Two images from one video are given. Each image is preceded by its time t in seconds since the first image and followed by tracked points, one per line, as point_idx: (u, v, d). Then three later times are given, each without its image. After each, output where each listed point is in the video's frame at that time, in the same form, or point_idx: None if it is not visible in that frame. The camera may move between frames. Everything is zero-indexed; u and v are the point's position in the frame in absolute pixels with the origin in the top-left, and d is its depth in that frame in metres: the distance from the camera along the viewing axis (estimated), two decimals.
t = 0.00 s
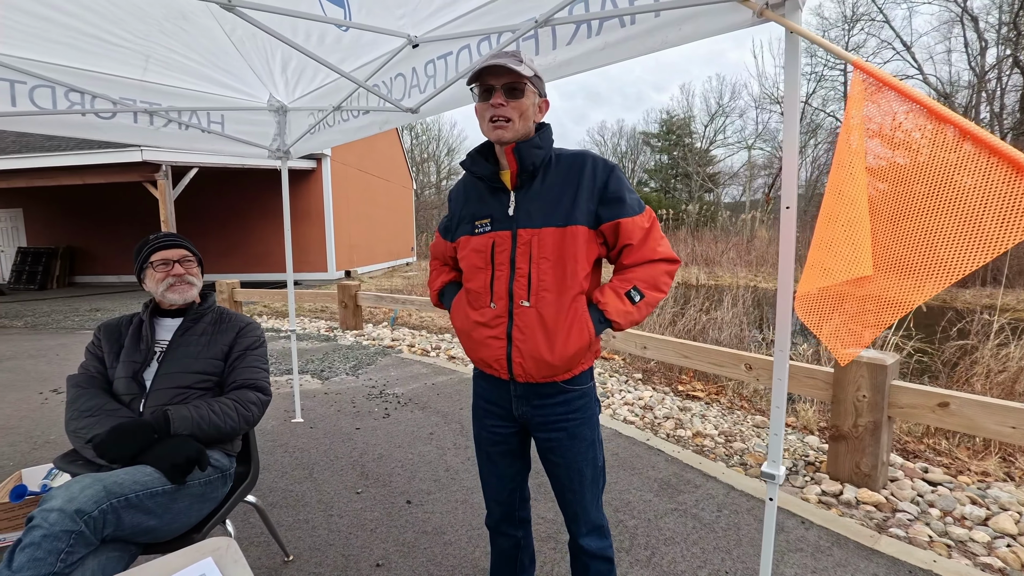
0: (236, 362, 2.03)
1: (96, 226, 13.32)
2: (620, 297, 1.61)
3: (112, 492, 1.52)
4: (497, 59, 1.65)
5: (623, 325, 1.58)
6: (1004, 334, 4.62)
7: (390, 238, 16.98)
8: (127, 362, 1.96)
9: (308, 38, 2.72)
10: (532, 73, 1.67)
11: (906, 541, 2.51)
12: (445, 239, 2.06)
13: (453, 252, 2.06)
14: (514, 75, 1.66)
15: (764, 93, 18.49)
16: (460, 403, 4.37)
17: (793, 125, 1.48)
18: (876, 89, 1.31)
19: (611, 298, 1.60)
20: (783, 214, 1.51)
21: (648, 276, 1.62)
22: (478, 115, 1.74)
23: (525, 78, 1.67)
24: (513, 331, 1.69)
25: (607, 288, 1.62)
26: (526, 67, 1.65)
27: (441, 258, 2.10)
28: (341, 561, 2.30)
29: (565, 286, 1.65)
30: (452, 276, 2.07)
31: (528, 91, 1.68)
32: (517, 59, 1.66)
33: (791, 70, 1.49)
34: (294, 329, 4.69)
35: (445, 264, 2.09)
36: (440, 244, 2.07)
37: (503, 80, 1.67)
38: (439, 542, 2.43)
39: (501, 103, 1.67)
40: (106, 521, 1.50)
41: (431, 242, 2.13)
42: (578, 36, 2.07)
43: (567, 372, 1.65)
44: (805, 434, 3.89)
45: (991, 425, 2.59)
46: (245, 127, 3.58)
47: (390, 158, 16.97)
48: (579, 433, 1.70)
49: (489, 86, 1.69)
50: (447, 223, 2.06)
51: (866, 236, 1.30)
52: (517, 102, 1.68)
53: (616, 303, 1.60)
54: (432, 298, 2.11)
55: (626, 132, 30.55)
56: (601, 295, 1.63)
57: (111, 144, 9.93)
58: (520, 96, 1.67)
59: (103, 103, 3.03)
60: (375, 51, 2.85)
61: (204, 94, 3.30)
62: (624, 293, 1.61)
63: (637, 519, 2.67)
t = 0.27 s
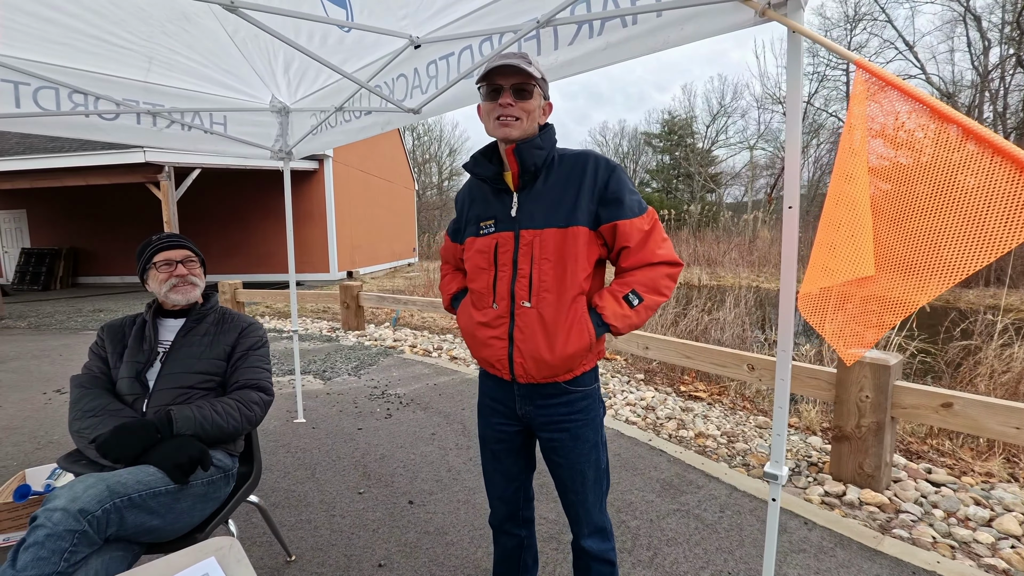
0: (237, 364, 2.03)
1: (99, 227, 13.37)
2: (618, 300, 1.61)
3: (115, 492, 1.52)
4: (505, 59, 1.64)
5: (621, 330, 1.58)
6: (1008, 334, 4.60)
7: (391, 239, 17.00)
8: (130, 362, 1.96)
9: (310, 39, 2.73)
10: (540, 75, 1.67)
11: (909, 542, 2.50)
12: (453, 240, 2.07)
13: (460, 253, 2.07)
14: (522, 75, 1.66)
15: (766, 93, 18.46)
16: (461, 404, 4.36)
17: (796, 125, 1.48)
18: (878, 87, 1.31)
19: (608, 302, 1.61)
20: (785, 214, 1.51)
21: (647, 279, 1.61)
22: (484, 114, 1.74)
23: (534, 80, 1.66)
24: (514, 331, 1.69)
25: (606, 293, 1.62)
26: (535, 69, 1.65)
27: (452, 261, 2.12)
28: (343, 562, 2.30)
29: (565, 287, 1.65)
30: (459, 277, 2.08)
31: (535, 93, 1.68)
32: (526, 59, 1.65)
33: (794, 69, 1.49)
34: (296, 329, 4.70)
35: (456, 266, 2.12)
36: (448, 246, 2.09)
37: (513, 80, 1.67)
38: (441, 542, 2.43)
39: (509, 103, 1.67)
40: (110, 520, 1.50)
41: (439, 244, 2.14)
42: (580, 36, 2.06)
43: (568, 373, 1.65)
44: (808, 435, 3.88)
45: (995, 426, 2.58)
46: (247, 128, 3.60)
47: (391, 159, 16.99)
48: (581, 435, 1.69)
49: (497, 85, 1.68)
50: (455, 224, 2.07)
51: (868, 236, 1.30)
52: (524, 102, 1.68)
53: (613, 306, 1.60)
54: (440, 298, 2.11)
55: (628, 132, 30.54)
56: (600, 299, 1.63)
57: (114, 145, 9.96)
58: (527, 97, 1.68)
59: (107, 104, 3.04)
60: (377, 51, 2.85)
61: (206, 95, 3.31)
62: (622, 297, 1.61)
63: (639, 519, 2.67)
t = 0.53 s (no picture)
0: (240, 363, 2.03)
1: (103, 228, 13.42)
2: (628, 302, 1.61)
3: (118, 491, 1.53)
4: (512, 62, 1.66)
5: (630, 330, 1.59)
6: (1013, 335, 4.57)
7: (394, 239, 17.02)
8: (133, 362, 1.96)
9: (313, 40, 2.74)
10: (546, 76, 1.69)
11: (913, 543, 2.49)
12: (464, 242, 2.08)
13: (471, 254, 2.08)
14: (529, 77, 1.68)
15: (769, 93, 18.42)
16: (464, 404, 4.37)
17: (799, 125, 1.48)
18: (881, 87, 1.31)
19: (618, 303, 1.61)
20: (789, 214, 1.50)
21: (657, 279, 1.61)
22: (492, 117, 1.75)
23: (540, 81, 1.68)
24: (525, 333, 1.70)
25: (616, 294, 1.63)
26: (541, 70, 1.67)
27: (463, 262, 2.13)
28: (346, 562, 2.31)
29: (575, 288, 1.65)
30: (470, 278, 2.09)
31: (542, 94, 1.69)
32: (532, 62, 1.67)
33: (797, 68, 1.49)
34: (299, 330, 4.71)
35: (467, 267, 2.12)
36: (459, 248, 2.10)
37: (519, 83, 1.69)
38: (443, 542, 2.43)
39: (516, 105, 1.69)
40: (113, 520, 1.51)
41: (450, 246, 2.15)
42: (582, 36, 2.06)
43: (579, 373, 1.66)
44: (812, 436, 3.87)
45: (1001, 427, 2.56)
46: (250, 129, 3.61)
47: (394, 160, 17.01)
48: (591, 433, 1.69)
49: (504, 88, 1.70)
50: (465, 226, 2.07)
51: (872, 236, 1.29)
52: (531, 104, 1.69)
53: (623, 308, 1.61)
54: (452, 300, 2.11)
55: (631, 132, 30.53)
56: (609, 299, 1.63)
57: (118, 146, 10.00)
58: (535, 99, 1.69)
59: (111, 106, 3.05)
60: (380, 52, 2.86)
61: (210, 96, 3.33)
62: (632, 297, 1.61)
63: (642, 520, 2.66)
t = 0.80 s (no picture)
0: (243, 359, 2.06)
1: (109, 229, 13.50)
2: (647, 298, 1.61)
3: (123, 490, 1.53)
4: (527, 69, 1.65)
5: (651, 326, 1.59)
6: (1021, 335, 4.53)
7: (398, 240, 17.06)
8: (138, 362, 1.98)
9: (318, 41, 2.75)
10: (560, 82, 1.67)
11: (920, 545, 2.47)
12: (475, 244, 2.08)
13: (482, 255, 2.06)
14: (543, 84, 1.66)
15: (773, 92, 18.35)
16: (468, 404, 4.37)
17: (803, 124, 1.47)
18: (888, 85, 1.29)
19: (638, 299, 1.61)
20: (792, 213, 1.49)
21: (676, 275, 1.61)
22: (506, 123, 1.74)
23: (555, 88, 1.66)
24: (543, 333, 1.71)
25: (635, 289, 1.63)
26: (556, 77, 1.65)
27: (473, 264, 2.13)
28: (350, 561, 2.31)
29: (593, 287, 1.66)
30: (483, 280, 2.09)
31: (556, 99, 1.68)
32: (546, 67, 1.65)
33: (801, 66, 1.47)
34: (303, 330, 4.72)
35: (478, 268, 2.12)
36: (470, 249, 2.09)
37: (534, 89, 1.67)
38: (447, 542, 2.43)
39: (531, 112, 1.68)
40: (118, 519, 1.51)
41: (460, 247, 2.13)
42: (585, 36, 2.06)
43: (599, 372, 1.67)
44: (817, 437, 3.84)
45: (1008, 428, 2.54)
46: (255, 129, 3.62)
47: (398, 160, 17.04)
48: (608, 433, 1.70)
49: (518, 93, 1.68)
50: (476, 228, 2.07)
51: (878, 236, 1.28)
52: (545, 110, 1.68)
53: (643, 304, 1.61)
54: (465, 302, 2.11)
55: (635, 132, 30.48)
56: (628, 296, 1.64)
57: (124, 148, 10.07)
58: (550, 105, 1.68)
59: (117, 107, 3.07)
60: (384, 53, 2.87)
61: (215, 97, 3.34)
62: (651, 294, 1.61)
63: (646, 521, 2.66)
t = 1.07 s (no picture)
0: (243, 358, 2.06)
1: (113, 230, 13.57)
2: (665, 296, 1.61)
3: (125, 489, 1.54)
4: (539, 68, 1.65)
5: (669, 325, 1.59)
6: None
7: (401, 240, 17.08)
8: (139, 362, 1.98)
9: (320, 42, 2.76)
10: (573, 79, 1.67)
11: (925, 547, 2.46)
12: (487, 245, 2.08)
13: (494, 256, 2.07)
14: (556, 82, 1.66)
15: (777, 91, 18.28)
16: (471, 404, 4.37)
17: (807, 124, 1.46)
18: (893, 84, 1.28)
19: (655, 298, 1.61)
20: (796, 212, 1.48)
21: (694, 273, 1.61)
22: (517, 123, 1.74)
23: (569, 85, 1.66)
24: (559, 335, 1.71)
25: (652, 289, 1.62)
26: (570, 74, 1.65)
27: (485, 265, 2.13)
28: (353, 561, 2.31)
29: (609, 288, 1.66)
30: (496, 281, 2.09)
31: (570, 97, 1.67)
32: (558, 65, 1.65)
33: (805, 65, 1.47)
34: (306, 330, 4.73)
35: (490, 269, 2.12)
36: (482, 250, 2.09)
37: (547, 87, 1.67)
38: (450, 542, 2.43)
39: (544, 111, 1.68)
40: (120, 518, 1.52)
41: (472, 248, 2.14)
42: (587, 35, 2.06)
43: (616, 374, 1.67)
44: (822, 437, 3.83)
45: (1014, 429, 2.52)
46: (258, 130, 3.63)
47: (401, 160, 17.07)
48: (625, 435, 1.69)
49: (530, 93, 1.68)
50: (488, 228, 2.07)
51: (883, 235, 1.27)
52: (558, 108, 1.68)
53: (661, 303, 1.60)
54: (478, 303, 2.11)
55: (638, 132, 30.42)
56: (645, 296, 1.63)
57: (128, 149, 10.12)
58: (562, 102, 1.67)
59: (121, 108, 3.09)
60: (387, 53, 2.87)
61: (218, 98, 3.35)
62: (669, 292, 1.61)
63: (650, 521, 2.65)
